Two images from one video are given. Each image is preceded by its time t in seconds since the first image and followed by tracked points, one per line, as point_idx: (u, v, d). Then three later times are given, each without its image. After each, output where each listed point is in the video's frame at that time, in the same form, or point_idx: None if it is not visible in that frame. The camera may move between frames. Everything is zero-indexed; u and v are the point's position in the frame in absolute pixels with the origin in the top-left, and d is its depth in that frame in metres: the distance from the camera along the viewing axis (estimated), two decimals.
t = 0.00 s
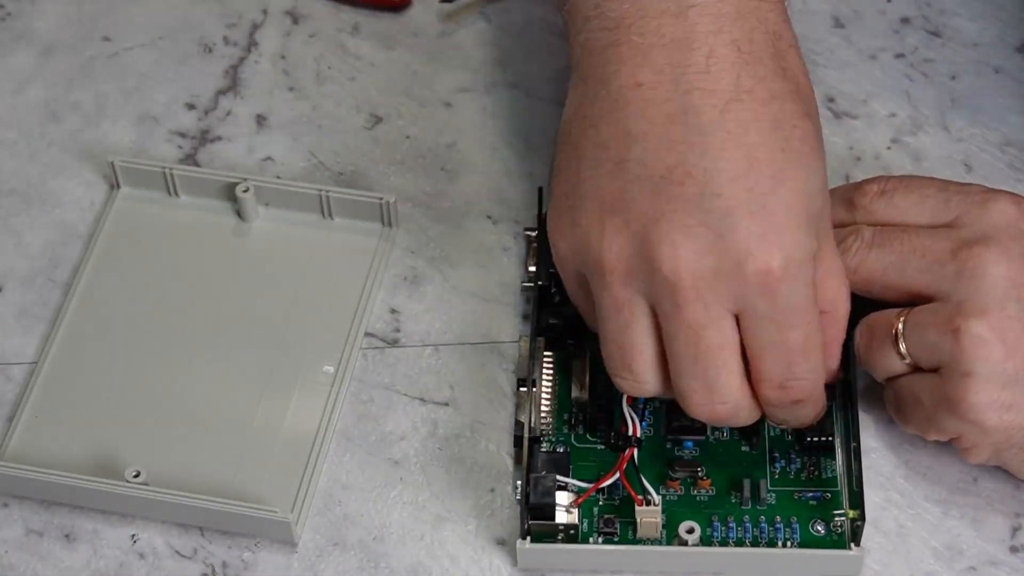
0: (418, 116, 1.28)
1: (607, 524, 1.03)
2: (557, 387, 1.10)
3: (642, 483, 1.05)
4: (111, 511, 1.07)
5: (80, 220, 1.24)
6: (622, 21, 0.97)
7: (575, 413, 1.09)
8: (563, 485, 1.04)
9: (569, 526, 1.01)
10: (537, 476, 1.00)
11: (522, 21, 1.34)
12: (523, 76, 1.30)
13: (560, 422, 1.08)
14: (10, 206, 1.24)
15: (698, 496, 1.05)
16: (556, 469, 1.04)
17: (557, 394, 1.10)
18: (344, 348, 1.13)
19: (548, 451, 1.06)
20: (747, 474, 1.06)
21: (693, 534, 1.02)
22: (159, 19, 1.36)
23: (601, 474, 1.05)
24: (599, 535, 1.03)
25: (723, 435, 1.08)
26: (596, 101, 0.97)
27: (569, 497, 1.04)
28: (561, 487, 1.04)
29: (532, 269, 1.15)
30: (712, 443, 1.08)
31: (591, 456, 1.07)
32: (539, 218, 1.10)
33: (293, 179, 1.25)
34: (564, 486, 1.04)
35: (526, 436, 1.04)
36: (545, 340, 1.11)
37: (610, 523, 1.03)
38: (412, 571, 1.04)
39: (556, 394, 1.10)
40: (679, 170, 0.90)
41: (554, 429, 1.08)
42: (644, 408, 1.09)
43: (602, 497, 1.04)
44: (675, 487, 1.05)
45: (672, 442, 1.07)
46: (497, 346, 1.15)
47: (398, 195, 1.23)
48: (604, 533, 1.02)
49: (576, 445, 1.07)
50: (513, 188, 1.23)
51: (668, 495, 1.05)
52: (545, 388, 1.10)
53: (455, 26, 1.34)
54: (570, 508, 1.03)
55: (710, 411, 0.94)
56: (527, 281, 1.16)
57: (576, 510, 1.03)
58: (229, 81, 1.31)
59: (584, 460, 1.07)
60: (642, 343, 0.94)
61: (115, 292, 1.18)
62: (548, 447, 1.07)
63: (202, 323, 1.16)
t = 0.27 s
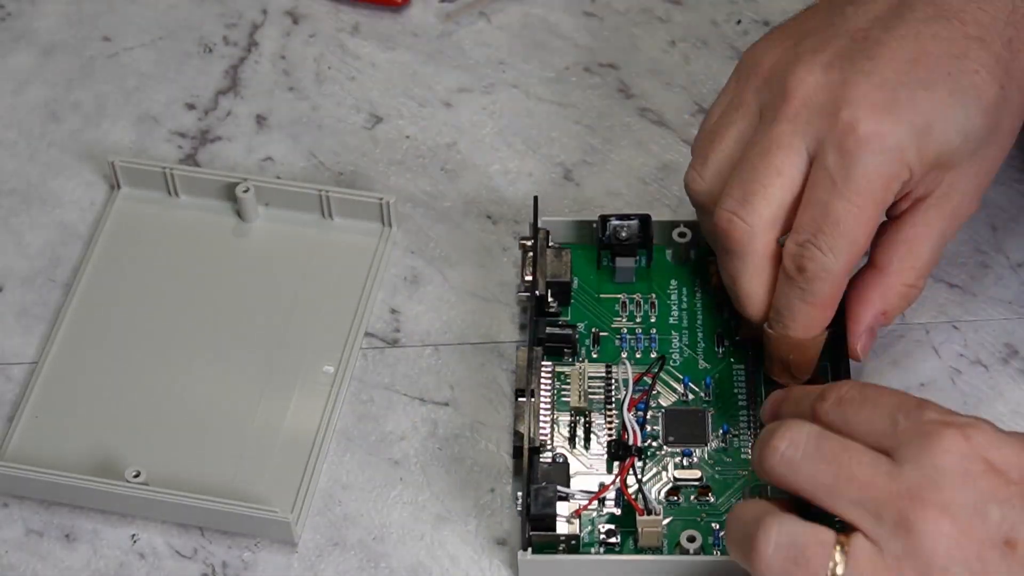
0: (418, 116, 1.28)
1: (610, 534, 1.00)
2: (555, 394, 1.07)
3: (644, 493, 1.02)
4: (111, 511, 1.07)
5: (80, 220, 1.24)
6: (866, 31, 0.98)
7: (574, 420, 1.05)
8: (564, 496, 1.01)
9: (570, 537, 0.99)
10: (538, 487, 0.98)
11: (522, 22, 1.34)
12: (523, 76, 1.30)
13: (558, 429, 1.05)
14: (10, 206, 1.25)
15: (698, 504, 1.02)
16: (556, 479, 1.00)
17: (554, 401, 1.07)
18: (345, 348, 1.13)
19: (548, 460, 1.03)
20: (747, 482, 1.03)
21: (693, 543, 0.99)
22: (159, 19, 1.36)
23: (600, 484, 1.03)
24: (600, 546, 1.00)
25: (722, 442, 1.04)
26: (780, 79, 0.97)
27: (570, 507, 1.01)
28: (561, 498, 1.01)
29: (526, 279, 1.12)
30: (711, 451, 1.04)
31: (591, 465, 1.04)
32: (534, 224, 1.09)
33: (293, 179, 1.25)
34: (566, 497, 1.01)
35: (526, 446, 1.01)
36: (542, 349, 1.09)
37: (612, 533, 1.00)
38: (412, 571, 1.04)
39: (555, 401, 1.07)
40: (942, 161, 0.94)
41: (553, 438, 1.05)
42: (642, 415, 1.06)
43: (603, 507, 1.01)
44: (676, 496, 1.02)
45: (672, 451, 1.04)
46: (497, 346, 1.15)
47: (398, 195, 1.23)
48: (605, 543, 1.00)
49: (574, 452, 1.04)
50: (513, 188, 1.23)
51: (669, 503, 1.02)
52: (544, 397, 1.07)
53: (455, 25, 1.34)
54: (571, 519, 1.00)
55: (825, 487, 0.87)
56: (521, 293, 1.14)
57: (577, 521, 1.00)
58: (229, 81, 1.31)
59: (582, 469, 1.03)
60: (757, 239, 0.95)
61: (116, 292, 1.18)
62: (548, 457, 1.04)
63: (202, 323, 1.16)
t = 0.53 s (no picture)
0: (418, 116, 1.28)
1: (636, 555, 0.98)
2: (557, 421, 1.05)
3: (666, 512, 1.00)
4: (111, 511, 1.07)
5: (80, 220, 1.24)
6: (868, 53, 0.94)
7: (581, 443, 1.04)
8: (587, 521, 0.99)
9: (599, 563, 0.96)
10: (563, 515, 0.95)
11: (523, 22, 1.34)
12: (524, 76, 1.30)
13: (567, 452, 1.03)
14: (10, 206, 1.25)
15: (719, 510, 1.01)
16: (576, 506, 0.98)
17: (555, 428, 1.05)
18: (344, 348, 1.13)
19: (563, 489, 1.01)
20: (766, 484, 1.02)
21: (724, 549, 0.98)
22: (159, 19, 1.36)
23: (620, 506, 1.01)
24: (631, 568, 0.98)
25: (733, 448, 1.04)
26: (785, 107, 0.94)
27: (595, 531, 0.99)
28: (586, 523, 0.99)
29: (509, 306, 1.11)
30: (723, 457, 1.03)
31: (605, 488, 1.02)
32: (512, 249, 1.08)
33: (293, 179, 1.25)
34: (591, 522, 0.99)
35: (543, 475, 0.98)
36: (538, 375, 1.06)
37: (638, 553, 0.98)
38: (411, 571, 1.04)
39: (556, 428, 1.05)
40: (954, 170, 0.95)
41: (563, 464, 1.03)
42: (649, 432, 1.04)
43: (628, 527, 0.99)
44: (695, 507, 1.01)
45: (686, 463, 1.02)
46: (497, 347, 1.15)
47: (398, 195, 1.23)
48: (634, 565, 0.98)
49: (587, 476, 1.02)
50: (513, 188, 1.23)
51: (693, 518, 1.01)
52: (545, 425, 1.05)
53: (455, 25, 1.34)
54: (597, 544, 0.98)
55: (766, 506, 0.87)
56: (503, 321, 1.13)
57: (604, 545, 0.98)
58: (229, 81, 1.31)
59: (597, 493, 1.02)
60: (782, 335, 0.93)
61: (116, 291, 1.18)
62: (563, 485, 1.02)
63: (202, 323, 1.16)
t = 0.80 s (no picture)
0: (418, 116, 1.28)
1: (642, 556, 0.99)
2: (562, 421, 1.06)
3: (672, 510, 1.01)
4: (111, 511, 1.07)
5: (80, 219, 1.24)
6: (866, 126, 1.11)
7: (587, 444, 1.04)
8: (596, 523, 0.99)
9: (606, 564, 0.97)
10: (571, 516, 0.96)
11: (523, 22, 1.34)
12: (524, 76, 1.31)
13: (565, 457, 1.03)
14: (10, 206, 1.25)
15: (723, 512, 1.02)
16: (584, 507, 0.98)
17: (561, 428, 1.06)
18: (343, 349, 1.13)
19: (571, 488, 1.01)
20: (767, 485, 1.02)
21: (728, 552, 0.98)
22: (159, 19, 1.36)
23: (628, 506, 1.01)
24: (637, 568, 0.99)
25: (736, 447, 1.04)
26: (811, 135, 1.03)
27: (603, 532, 0.99)
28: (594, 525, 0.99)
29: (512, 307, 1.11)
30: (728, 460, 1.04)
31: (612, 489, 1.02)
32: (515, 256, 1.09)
33: (293, 179, 1.25)
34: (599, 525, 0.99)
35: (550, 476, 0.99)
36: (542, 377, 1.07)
37: (645, 553, 0.99)
38: (411, 571, 1.04)
39: (562, 430, 1.06)
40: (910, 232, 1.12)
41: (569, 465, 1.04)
42: (655, 432, 1.05)
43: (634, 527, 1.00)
44: (700, 508, 1.02)
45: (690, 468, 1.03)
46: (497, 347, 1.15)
47: (399, 195, 1.23)
48: (641, 566, 0.98)
49: (594, 478, 1.03)
50: (513, 188, 1.23)
51: (697, 517, 1.02)
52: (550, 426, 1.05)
53: (455, 25, 1.34)
54: (605, 544, 0.99)
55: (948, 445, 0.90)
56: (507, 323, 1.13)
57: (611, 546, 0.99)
58: (229, 81, 1.31)
59: (604, 493, 1.02)
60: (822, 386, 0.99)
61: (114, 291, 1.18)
62: (570, 486, 1.02)
63: (202, 323, 1.16)
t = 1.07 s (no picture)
0: (418, 117, 1.28)
1: None
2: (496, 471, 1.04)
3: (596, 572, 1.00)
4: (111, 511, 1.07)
5: (80, 219, 1.24)
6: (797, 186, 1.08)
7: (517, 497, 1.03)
8: None
9: None
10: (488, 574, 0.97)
11: (523, 22, 1.34)
12: (524, 76, 1.30)
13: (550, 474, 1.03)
14: (10, 206, 1.25)
15: (681, 539, 1.02)
16: (504, 561, 0.98)
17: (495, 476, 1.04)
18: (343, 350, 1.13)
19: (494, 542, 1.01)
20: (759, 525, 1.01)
21: None
22: (159, 19, 1.36)
23: (551, 562, 1.01)
24: None
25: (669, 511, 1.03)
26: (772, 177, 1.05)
27: None
28: None
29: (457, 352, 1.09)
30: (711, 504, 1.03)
31: (534, 542, 1.01)
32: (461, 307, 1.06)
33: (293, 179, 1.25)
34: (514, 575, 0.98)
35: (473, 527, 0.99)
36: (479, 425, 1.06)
37: None
38: (412, 571, 1.04)
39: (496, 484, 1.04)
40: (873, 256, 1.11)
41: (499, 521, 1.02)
42: (586, 487, 1.03)
43: None
44: (627, 568, 1.00)
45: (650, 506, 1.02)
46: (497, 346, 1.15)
47: (399, 195, 1.23)
48: None
49: (520, 531, 1.02)
50: (513, 188, 1.23)
51: None
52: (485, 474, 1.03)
53: (455, 25, 1.34)
54: None
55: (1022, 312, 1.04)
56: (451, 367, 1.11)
57: None
58: (229, 81, 1.31)
59: (528, 546, 1.01)
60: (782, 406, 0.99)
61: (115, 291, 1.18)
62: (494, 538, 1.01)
63: (202, 323, 1.16)
